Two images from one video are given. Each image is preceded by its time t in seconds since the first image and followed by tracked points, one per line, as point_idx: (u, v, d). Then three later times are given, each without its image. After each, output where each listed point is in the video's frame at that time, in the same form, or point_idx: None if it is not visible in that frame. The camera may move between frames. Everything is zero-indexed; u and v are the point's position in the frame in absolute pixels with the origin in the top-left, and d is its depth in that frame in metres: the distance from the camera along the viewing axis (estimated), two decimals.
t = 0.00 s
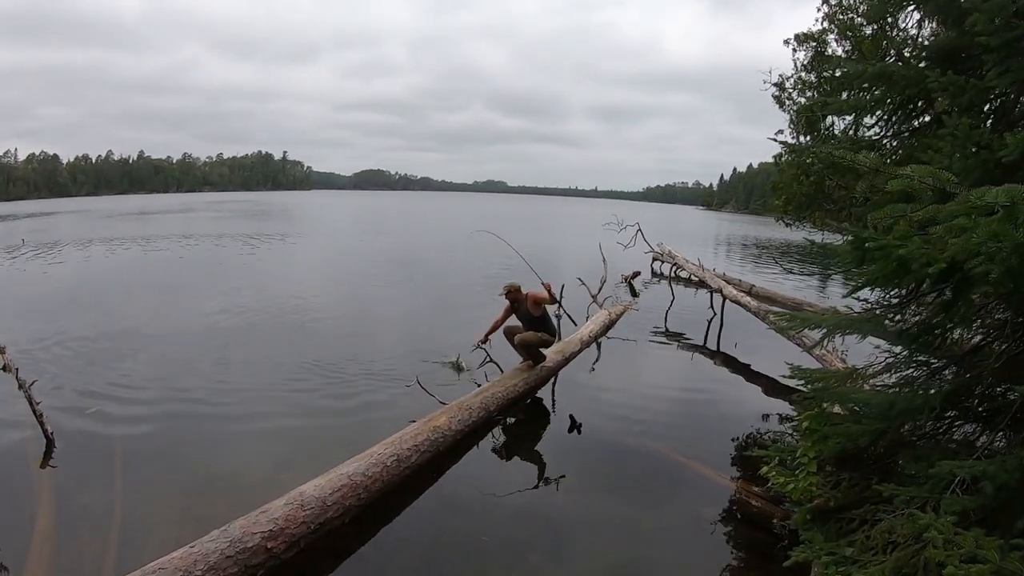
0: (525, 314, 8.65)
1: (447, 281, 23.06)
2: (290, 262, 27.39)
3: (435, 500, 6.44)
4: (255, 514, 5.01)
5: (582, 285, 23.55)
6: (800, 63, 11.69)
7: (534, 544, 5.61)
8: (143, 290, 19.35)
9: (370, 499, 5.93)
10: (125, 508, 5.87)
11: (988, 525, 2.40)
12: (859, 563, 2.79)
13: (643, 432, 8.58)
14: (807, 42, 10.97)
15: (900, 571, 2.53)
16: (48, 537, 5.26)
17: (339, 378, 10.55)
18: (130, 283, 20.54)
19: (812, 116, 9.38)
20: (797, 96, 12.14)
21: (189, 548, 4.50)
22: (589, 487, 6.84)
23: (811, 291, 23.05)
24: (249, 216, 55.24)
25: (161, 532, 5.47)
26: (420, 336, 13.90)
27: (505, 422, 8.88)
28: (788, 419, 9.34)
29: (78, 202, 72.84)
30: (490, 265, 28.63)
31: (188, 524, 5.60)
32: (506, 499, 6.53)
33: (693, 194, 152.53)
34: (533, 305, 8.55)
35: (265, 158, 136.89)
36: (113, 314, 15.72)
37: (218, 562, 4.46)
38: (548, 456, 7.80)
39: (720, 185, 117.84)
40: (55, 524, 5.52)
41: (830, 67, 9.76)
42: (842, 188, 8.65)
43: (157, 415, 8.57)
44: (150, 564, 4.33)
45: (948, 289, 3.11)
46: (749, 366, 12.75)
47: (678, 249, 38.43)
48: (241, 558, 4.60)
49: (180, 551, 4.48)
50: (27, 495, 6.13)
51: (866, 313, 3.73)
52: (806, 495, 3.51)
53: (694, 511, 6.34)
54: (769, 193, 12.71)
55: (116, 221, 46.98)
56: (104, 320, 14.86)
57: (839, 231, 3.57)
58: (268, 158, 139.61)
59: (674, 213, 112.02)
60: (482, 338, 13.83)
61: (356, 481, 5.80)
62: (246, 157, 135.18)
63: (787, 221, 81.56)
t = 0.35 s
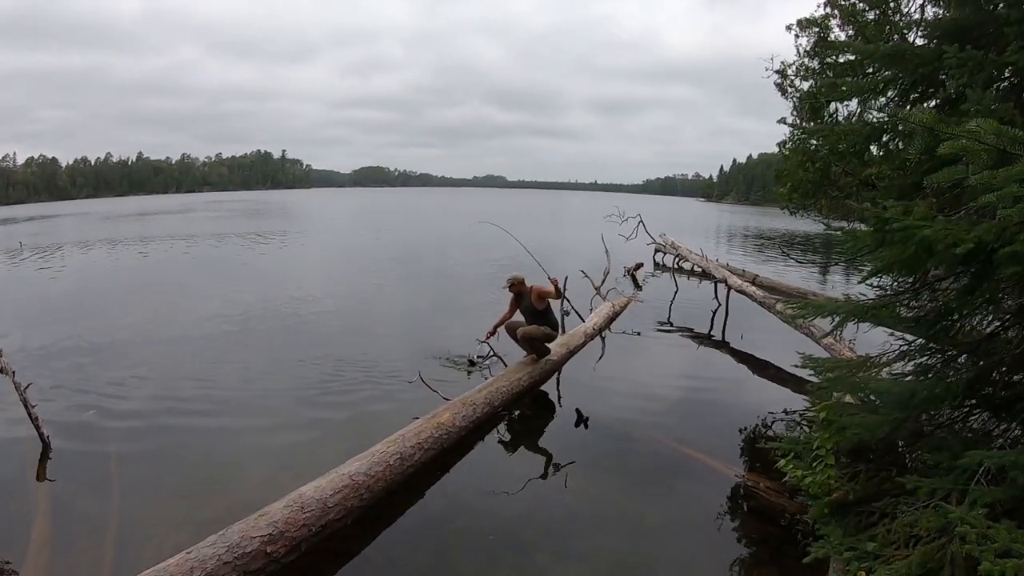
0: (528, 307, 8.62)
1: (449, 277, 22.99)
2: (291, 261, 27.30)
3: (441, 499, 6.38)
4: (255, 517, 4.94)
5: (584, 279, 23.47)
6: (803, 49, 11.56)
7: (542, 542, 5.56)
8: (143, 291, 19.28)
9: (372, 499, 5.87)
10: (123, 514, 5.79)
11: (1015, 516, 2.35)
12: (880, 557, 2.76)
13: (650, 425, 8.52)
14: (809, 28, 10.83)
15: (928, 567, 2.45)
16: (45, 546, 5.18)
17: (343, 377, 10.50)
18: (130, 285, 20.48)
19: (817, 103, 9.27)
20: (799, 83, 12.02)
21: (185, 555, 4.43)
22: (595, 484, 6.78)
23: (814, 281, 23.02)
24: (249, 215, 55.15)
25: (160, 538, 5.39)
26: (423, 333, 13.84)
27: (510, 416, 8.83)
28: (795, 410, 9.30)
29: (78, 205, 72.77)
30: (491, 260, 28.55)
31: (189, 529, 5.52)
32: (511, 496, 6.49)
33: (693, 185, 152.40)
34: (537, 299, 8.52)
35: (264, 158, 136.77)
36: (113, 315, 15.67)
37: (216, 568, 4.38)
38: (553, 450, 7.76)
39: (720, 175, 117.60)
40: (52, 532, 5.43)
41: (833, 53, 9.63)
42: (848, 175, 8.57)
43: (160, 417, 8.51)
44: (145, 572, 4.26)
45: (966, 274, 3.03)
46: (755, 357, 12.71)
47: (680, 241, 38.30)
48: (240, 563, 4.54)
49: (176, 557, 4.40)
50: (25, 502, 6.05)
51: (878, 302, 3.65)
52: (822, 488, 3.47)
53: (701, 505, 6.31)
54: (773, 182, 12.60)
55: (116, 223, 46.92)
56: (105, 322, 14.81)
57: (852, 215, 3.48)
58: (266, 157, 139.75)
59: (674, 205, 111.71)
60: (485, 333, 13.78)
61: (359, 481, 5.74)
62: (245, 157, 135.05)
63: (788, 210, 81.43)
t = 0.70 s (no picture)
0: (525, 301, 8.56)
1: (446, 275, 22.89)
2: (288, 260, 27.18)
3: (439, 497, 6.27)
4: (240, 517, 4.83)
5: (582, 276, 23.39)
6: (803, 39, 11.43)
7: (541, 540, 5.49)
8: (138, 290, 19.17)
9: (365, 497, 5.75)
10: (107, 528, 5.63)
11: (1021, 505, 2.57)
12: (898, 552, 2.98)
13: (652, 421, 8.46)
14: (808, 17, 10.72)
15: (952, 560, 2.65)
16: (26, 561, 5.03)
17: (340, 376, 10.39)
18: (125, 284, 20.38)
19: (817, 92, 9.18)
20: (798, 74, 11.90)
21: (167, 556, 4.31)
22: (594, 480, 6.68)
23: (812, 275, 23.04)
24: (247, 214, 55.02)
25: (146, 552, 5.25)
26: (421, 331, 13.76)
27: (508, 411, 8.74)
28: (797, 405, 9.25)
29: (73, 205, 72.48)
30: (489, 258, 28.44)
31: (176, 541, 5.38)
32: (508, 493, 6.39)
33: (691, 181, 152.35)
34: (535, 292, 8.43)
35: (261, 157, 136.40)
36: (107, 315, 15.57)
37: (199, 570, 4.27)
38: (550, 447, 7.67)
39: (717, 171, 117.69)
40: (33, 545, 5.28)
41: (832, 42, 9.53)
42: (851, 164, 8.49)
43: (154, 420, 8.39)
44: None
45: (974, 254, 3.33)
46: (755, 351, 12.67)
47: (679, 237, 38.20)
48: (224, 564, 4.42)
49: (157, 559, 4.28)
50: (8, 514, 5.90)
51: (888, 288, 3.80)
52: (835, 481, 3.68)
53: (702, 502, 6.22)
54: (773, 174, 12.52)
55: (113, 222, 46.76)
56: (98, 322, 14.71)
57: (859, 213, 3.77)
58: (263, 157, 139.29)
59: (672, 202, 111.60)
60: (482, 330, 13.70)
61: (350, 479, 5.63)
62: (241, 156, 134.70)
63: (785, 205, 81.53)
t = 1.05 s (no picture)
0: (529, 298, 8.50)
1: (450, 272, 22.82)
2: (290, 256, 27.13)
3: (439, 496, 6.19)
4: (236, 518, 4.75)
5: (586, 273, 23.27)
6: (811, 32, 11.27)
7: (544, 538, 5.42)
8: (140, 286, 19.17)
9: (365, 497, 5.68)
10: (97, 533, 5.50)
11: None
12: (919, 557, 3.01)
13: (657, 418, 8.40)
14: (817, 11, 10.63)
15: (975, 567, 2.72)
16: (14, 568, 4.89)
17: (342, 373, 10.33)
18: (127, 280, 20.37)
19: (825, 86, 9.10)
20: (805, 68, 11.75)
21: (158, 560, 4.23)
22: (598, 479, 6.61)
23: (817, 272, 22.89)
24: (250, 210, 55.10)
25: (135, 561, 5.10)
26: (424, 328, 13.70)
27: (511, 408, 8.68)
28: (803, 404, 9.19)
29: (76, 201, 72.64)
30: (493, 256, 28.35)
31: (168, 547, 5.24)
32: (511, 492, 6.32)
33: (694, 179, 151.78)
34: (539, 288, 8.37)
35: (263, 154, 136.41)
36: (108, 311, 15.54)
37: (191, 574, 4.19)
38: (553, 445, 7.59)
39: (720, 169, 117.44)
40: (20, 552, 5.15)
41: (841, 35, 9.45)
42: (859, 159, 8.41)
43: (155, 418, 8.32)
44: None
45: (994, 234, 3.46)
46: (760, 349, 12.60)
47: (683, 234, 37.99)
48: (217, 568, 4.34)
49: (148, 563, 4.20)
50: None
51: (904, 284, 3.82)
52: (851, 483, 3.69)
53: (707, 503, 6.16)
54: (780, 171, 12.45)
55: (116, 218, 46.88)
56: (100, 318, 14.69)
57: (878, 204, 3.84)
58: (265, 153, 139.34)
59: (675, 199, 111.23)
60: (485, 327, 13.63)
61: (350, 479, 5.55)
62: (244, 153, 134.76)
63: (788, 202, 81.30)
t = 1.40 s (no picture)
0: (540, 295, 8.48)
1: (456, 270, 22.82)
2: (296, 253, 27.17)
3: (450, 495, 6.16)
4: (245, 516, 4.72)
5: (593, 271, 23.20)
6: (821, 29, 11.16)
7: (556, 537, 5.39)
8: (147, 282, 19.21)
9: (374, 495, 5.65)
10: (101, 534, 5.44)
11: None
12: (938, 558, 2.96)
13: (667, 416, 8.37)
14: (827, 9, 10.56)
15: (996, 569, 2.66)
16: (19, 565, 4.91)
17: (351, 370, 10.30)
18: (134, 276, 20.44)
19: (835, 85, 9.04)
20: (815, 67, 11.66)
21: (166, 559, 4.20)
22: (610, 478, 6.57)
23: (824, 272, 22.79)
24: (254, 207, 55.19)
25: (141, 562, 5.04)
26: (431, 325, 13.68)
27: (520, 406, 8.66)
28: (813, 403, 9.14)
29: (82, 197, 72.93)
30: (498, 254, 28.32)
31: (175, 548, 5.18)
32: (520, 490, 6.29)
33: (700, 177, 151.49)
34: (551, 284, 8.33)
35: (268, 151, 136.74)
36: (115, 307, 15.57)
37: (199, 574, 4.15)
38: (564, 442, 7.56)
39: (725, 168, 117.10)
40: (23, 554, 5.08)
41: (852, 33, 9.39)
42: (869, 158, 8.34)
43: (163, 415, 8.30)
44: None
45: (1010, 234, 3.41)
46: (768, 348, 12.55)
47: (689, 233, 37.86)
48: (227, 567, 4.31)
49: (156, 562, 4.17)
50: None
51: (923, 281, 3.76)
52: (868, 483, 3.62)
53: (717, 502, 6.12)
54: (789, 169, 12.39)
55: (122, 215, 47.03)
56: (107, 314, 14.73)
57: (897, 202, 3.78)
58: (270, 150, 139.56)
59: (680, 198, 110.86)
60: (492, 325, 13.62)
61: (360, 477, 5.52)
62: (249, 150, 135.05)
63: (793, 201, 81.00)
